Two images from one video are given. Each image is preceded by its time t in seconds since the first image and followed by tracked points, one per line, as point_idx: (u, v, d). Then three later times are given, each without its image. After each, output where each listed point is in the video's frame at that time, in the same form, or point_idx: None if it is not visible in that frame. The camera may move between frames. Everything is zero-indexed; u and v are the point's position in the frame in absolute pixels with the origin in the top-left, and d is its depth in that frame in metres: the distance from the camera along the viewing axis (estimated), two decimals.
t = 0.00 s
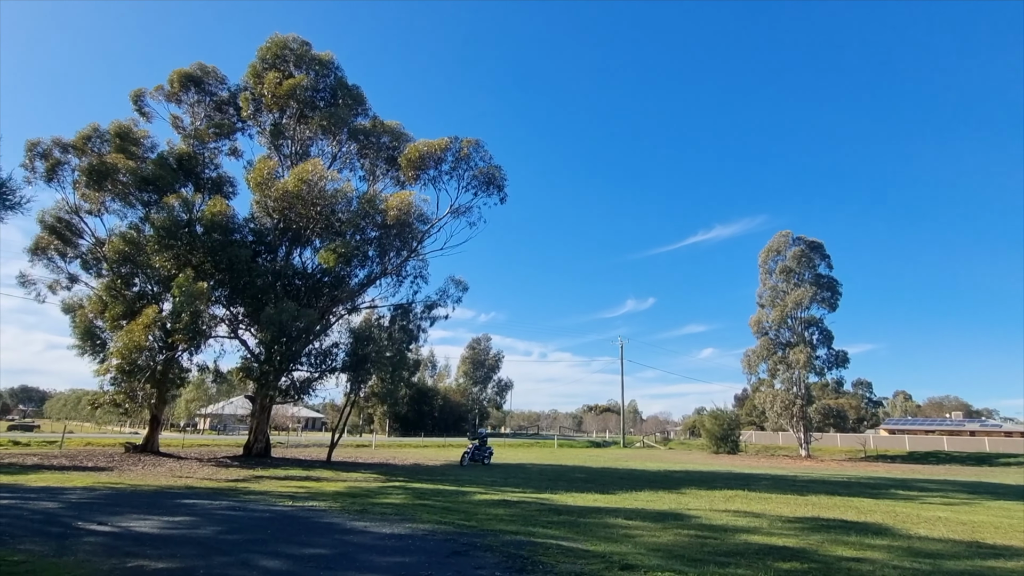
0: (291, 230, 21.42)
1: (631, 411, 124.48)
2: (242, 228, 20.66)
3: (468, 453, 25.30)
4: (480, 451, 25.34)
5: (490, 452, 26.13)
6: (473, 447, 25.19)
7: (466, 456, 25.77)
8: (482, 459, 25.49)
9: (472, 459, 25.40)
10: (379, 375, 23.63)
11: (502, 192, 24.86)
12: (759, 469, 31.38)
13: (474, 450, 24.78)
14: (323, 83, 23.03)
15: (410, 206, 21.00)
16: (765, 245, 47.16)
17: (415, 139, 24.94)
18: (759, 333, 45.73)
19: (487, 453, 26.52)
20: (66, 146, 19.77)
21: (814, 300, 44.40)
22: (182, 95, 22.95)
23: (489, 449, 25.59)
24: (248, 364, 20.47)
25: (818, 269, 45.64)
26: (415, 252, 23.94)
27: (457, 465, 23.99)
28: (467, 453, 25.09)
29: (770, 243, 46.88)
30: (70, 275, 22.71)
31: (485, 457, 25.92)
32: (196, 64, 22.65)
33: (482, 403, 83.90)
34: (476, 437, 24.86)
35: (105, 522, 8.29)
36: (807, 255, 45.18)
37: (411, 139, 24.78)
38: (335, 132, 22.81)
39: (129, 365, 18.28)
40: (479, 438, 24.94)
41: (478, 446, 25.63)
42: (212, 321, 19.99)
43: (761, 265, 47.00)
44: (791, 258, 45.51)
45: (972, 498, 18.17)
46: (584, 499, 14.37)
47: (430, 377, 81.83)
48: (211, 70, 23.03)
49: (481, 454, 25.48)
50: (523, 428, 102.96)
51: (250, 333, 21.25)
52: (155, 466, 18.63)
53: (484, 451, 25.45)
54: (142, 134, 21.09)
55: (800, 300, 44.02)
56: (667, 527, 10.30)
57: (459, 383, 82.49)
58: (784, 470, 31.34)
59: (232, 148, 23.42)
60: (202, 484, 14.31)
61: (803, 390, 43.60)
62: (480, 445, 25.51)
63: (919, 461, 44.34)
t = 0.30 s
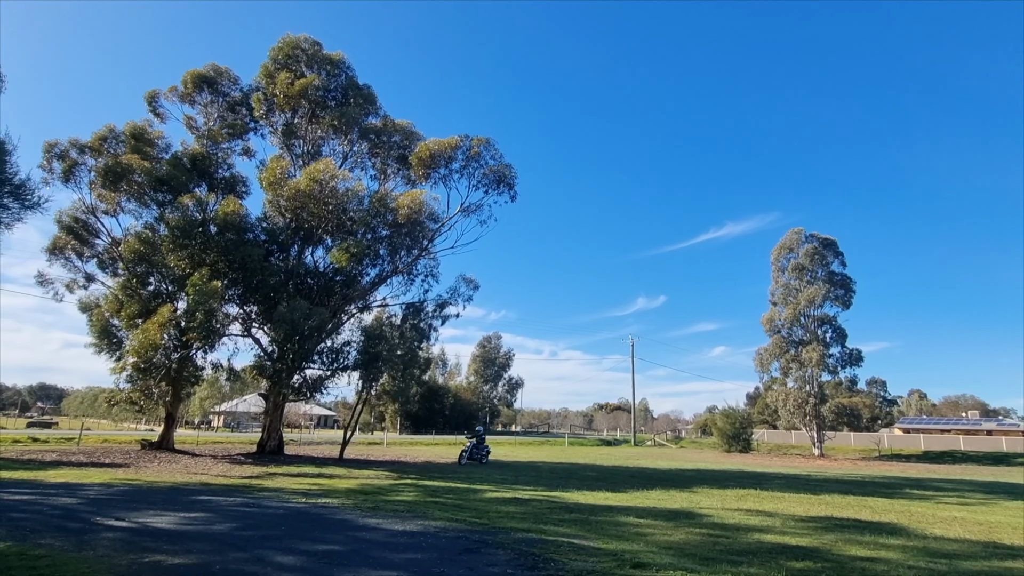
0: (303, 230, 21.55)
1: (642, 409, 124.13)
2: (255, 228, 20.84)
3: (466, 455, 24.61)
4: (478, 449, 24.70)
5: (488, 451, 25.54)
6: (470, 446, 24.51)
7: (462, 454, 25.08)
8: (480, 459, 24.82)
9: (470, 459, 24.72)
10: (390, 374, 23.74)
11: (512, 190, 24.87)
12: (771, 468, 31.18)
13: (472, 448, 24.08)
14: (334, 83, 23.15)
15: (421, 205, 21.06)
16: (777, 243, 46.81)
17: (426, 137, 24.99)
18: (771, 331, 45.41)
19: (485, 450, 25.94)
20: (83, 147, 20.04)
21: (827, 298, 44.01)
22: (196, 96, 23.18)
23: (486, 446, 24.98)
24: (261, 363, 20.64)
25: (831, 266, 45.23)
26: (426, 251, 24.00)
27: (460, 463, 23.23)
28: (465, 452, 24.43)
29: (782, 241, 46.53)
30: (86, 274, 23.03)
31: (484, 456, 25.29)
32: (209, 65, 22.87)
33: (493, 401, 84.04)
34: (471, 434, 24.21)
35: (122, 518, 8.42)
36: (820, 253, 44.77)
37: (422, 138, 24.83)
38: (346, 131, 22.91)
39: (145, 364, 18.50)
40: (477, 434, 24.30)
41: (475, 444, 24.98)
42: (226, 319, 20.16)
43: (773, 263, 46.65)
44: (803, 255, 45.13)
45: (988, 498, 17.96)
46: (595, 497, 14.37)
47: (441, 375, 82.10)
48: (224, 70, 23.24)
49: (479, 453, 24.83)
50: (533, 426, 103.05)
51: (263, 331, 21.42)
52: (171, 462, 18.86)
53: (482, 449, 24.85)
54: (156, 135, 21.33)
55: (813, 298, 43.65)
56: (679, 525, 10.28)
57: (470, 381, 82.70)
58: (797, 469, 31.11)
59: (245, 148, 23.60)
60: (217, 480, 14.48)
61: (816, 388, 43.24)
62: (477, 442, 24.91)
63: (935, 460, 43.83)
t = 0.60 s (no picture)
0: (310, 229, 21.63)
1: (648, 408, 124.00)
2: (262, 227, 20.91)
3: (459, 454, 24.14)
4: (471, 449, 24.21)
5: (481, 451, 25.09)
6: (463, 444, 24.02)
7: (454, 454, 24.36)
8: (473, 458, 24.33)
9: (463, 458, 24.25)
10: (396, 372, 23.80)
11: (518, 189, 24.88)
12: (777, 466, 31.07)
13: (465, 446, 23.57)
14: (340, 82, 23.22)
15: (427, 203, 21.10)
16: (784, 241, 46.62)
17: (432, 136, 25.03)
18: (778, 330, 45.21)
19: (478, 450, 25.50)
20: (91, 147, 20.18)
21: (834, 296, 43.81)
22: (203, 96, 23.29)
23: (479, 444, 24.53)
24: (268, 361, 20.74)
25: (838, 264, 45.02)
26: (432, 249, 24.04)
27: (455, 460, 22.72)
28: (458, 450, 23.86)
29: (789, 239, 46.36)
30: (95, 274, 23.18)
31: (476, 456, 24.81)
32: (216, 65, 22.99)
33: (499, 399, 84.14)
34: (463, 432, 23.76)
35: (132, 515, 8.49)
36: (827, 251, 44.56)
37: (428, 137, 24.87)
38: (352, 131, 22.97)
39: (153, 362, 18.63)
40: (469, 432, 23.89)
41: (467, 443, 24.42)
42: (233, 318, 20.27)
43: (780, 261, 46.47)
44: (810, 253, 44.93)
45: (997, 497, 17.84)
46: (601, 495, 14.38)
47: (447, 374, 82.22)
48: (231, 70, 23.36)
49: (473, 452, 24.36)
50: (539, 424, 103.11)
51: (270, 330, 21.52)
52: (179, 460, 18.99)
53: (476, 447, 24.41)
54: (164, 135, 21.45)
55: (820, 297, 43.45)
56: (685, 524, 10.28)
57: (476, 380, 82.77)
58: (804, 467, 30.99)
59: (252, 147, 23.69)
60: (225, 478, 14.60)
61: (823, 387, 43.05)
62: (470, 441, 24.42)
63: (944, 459, 43.57)
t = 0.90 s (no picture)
0: (312, 229, 21.66)
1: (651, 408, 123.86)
2: (265, 227, 20.98)
3: (449, 455, 23.33)
4: (462, 449, 23.61)
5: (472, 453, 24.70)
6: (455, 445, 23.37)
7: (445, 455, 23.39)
8: (463, 458, 23.61)
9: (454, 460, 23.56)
10: (398, 372, 23.79)
11: (521, 189, 24.89)
12: (779, 467, 31.04)
13: (456, 445, 22.98)
14: (343, 82, 23.26)
15: (429, 203, 21.12)
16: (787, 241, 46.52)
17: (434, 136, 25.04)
18: (780, 330, 45.13)
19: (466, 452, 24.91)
20: (95, 147, 20.25)
21: (837, 296, 43.73)
22: (206, 96, 23.35)
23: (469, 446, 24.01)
24: (271, 361, 20.77)
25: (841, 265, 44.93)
26: (435, 250, 24.05)
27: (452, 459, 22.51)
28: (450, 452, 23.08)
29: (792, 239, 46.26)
30: (99, 274, 23.24)
31: (466, 456, 24.28)
32: (219, 66, 23.05)
33: (501, 399, 84.18)
34: (453, 430, 23.23)
35: (136, 514, 8.53)
36: (831, 251, 44.45)
37: (430, 137, 24.90)
38: (355, 131, 22.99)
39: (156, 362, 18.67)
40: (459, 430, 23.34)
41: (458, 444, 23.74)
42: (236, 318, 20.31)
43: (783, 261, 46.39)
44: (814, 253, 44.83)
45: (1001, 498, 17.81)
46: (603, 495, 14.38)
47: (449, 374, 82.29)
48: (234, 71, 23.41)
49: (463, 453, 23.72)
50: (542, 424, 103.09)
51: (273, 330, 21.55)
52: (182, 460, 19.03)
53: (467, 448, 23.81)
54: (167, 135, 21.50)
55: (823, 297, 43.37)
56: (688, 524, 10.28)
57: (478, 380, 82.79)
58: (807, 468, 30.94)
59: (255, 148, 23.74)
60: (228, 477, 14.64)
61: (826, 387, 42.97)
62: (461, 442, 23.79)
63: (947, 460, 43.45)
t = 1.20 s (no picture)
0: (316, 229, 21.70)
1: (654, 408, 123.71)
2: (269, 227, 21.03)
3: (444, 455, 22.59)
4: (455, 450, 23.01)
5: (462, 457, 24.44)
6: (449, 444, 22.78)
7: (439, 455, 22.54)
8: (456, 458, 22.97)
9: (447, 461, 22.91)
10: (402, 372, 23.81)
11: (524, 189, 24.91)
12: (783, 467, 30.96)
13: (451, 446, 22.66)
14: (346, 83, 23.30)
15: (432, 204, 21.15)
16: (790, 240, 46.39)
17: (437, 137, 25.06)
18: (784, 330, 45.03)
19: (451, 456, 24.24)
20: (99, 148, 20.32)
21: (841, 296, 43.61)
22: (210, 97, 23.41)
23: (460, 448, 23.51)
24: (275, 361, 20.81)
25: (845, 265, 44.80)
26: (438, 250, 24.07)
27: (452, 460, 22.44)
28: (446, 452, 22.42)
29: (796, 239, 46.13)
30: (103, 274, 23.31)
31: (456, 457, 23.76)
32: (223, 67, 23.13)
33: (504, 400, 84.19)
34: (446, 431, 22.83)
35: (141, 514, 8.56)
36: (834, 251, 44.31)
37: (433, 137, 24.93)
38: (358, 131, 23.02)
39: (161, 362, 18.71)
40: (453, 430, 23.10)
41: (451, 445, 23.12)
42: (240, 318, 20.34)
43: (787, 261, 46.28)
44: (818, 253, 44.67)
45: (1006, 498, 17.75)
46: (607, 496, 14.37)
47: (452, 374, 82.37)
48: (238, 72, 23.47)
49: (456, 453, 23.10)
50: (545, 424, 103.07)
51: (277, 330, 21.59)
52: (187, 459, 19.08)
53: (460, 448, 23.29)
54: (171, 136, 21.56)
55: (827, 297, 43.25)
56: (691, 524, 10.27)
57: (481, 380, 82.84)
58: (811, 468, 30.85)
59: (258, 148, 23.79)
60: (232, 477, 14.66)
61: (830, 387, 42.86)
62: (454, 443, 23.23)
63: (952, 460, 43.30)
